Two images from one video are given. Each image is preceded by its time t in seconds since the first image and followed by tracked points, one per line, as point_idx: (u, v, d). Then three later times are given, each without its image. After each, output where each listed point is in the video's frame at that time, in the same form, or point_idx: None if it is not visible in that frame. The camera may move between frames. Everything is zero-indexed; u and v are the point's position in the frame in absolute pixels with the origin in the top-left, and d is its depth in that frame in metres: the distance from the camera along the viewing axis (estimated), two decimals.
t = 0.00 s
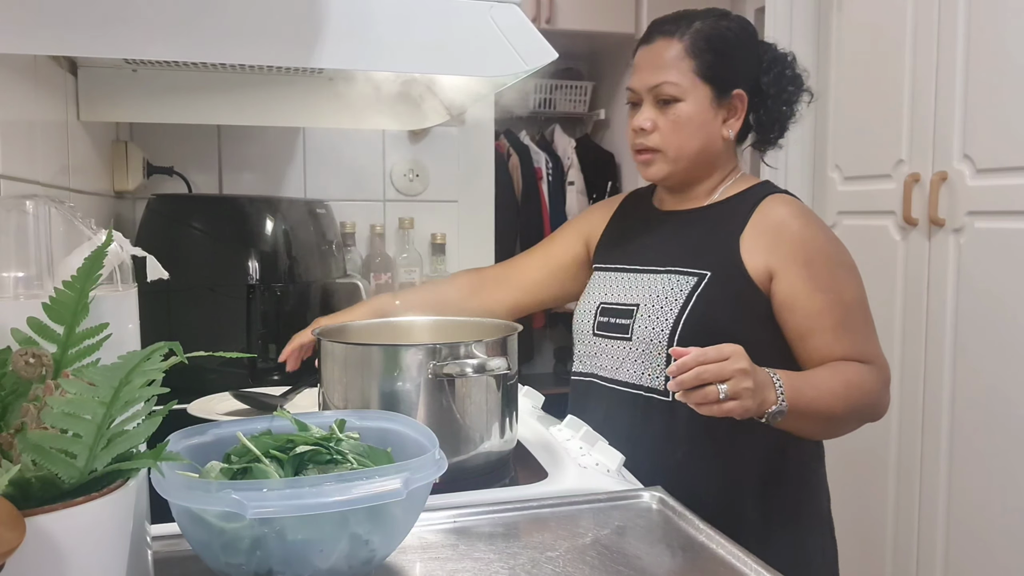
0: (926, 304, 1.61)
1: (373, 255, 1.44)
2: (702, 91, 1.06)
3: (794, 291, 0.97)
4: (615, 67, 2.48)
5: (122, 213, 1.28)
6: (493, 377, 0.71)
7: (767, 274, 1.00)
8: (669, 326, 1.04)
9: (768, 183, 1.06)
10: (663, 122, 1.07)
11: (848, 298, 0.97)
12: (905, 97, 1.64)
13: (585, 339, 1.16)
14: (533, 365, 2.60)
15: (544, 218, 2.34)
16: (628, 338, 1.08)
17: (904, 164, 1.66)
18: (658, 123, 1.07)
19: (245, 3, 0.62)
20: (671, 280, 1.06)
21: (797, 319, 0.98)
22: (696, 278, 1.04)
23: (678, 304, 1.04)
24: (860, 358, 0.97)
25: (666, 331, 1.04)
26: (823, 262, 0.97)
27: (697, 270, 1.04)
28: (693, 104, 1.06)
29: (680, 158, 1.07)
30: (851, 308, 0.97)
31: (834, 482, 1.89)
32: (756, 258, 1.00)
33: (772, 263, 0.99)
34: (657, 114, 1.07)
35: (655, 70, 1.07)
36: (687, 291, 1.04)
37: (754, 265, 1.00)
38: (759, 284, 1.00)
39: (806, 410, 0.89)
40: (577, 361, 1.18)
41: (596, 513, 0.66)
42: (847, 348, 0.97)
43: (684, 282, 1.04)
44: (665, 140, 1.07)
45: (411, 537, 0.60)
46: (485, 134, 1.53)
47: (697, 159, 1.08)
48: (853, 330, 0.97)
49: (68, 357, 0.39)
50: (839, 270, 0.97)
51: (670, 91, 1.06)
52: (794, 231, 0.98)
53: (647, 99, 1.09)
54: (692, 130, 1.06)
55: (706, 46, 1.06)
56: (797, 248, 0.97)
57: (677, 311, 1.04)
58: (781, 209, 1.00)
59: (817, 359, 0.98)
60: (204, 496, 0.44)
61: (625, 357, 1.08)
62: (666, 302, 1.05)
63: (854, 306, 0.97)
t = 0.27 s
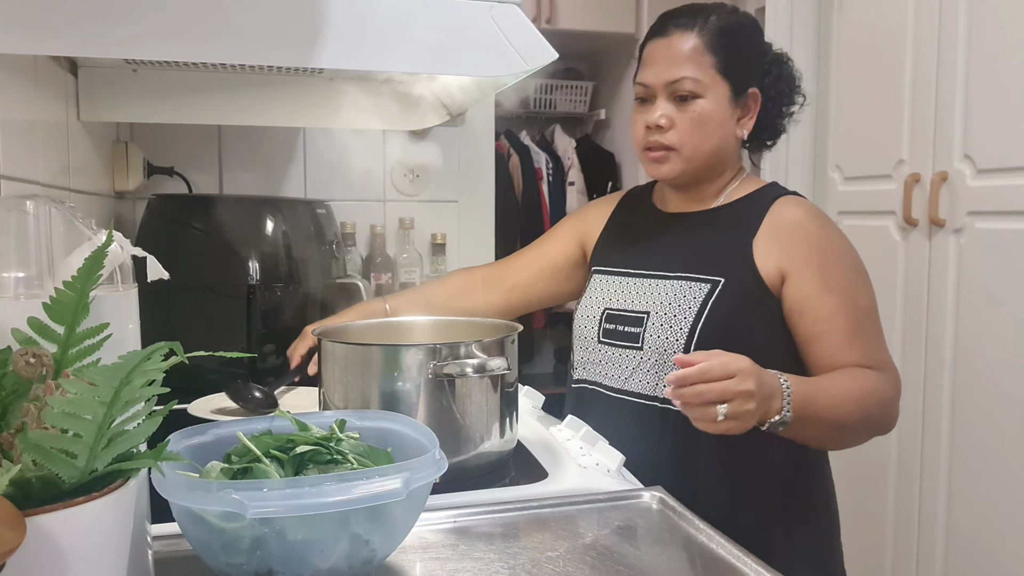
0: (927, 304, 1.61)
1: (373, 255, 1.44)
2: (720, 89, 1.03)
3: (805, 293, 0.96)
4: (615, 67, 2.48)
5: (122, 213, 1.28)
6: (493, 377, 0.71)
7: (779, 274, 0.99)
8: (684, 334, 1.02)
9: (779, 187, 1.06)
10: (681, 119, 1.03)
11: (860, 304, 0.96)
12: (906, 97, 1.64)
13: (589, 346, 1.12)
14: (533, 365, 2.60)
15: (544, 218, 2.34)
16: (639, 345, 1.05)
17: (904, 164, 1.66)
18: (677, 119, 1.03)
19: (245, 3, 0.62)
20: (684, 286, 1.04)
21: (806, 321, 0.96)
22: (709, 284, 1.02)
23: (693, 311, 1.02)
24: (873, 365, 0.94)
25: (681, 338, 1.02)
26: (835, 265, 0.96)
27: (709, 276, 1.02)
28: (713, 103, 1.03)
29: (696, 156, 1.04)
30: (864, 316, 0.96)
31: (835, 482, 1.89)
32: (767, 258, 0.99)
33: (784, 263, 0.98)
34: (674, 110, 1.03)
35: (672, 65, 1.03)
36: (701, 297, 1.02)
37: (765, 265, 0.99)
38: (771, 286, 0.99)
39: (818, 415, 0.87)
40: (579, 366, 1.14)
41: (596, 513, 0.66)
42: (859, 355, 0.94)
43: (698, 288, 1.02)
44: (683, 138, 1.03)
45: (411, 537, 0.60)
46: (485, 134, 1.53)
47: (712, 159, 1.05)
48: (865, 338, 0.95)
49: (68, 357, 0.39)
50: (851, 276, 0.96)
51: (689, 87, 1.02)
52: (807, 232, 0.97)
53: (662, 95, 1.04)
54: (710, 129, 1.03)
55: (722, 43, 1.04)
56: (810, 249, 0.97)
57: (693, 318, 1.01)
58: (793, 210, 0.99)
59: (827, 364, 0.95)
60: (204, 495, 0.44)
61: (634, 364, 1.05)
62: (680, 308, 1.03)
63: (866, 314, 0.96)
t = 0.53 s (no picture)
0: (927, 304, 1.61)
1: (373, 255, 1.44)
2: (744, 82, 0.93)
3: (791, 285, 0.81)
4: (615, 67, 2.48)
5: (122, 213, 1.28)
6: (493, 377, 0.71)
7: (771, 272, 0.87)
8: (682, 349, 0.93)
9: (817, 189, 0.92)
10: (700, 117, 0.93)
11: (850, 322, 0.78)
12: (906, 97, 1.64)
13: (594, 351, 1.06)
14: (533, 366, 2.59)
15: (544, 218, 2.34)
16: (639, 358, 0.98)
17: (904, 164, 1.66)
18: (694, 117, 0.94)
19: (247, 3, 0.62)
20: (687, 297, 0.94)
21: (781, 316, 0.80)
22: (711, 296, 0.92)
23: (691, 325, 0.93)
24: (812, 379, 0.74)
25: (678, 352, 0.94)
26: (842, 273, 0.81)
27: (711, 287, 0.92)
28: (734, 96, 0.93)
29: (718, 157, 0.95)
30: (845, 334, 0.78)
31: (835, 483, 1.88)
32: (765, 252, 0.88)
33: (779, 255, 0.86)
34: (693, 108, 0.94)
35: (689, 59, 0.94)
36: (701, 310, 0.92)
37: (761, 257, 0.89)
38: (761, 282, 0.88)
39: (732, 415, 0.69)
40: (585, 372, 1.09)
41: (596, 514, 0.66)
42: (825, 376, 0.75)
43: (698, 300, 0.93)
44: (703, 137, 0.94)
45: (411, 537, 0.60)
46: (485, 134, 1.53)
47: (735, 157, 0.95)
48: (838, 357, 0.76)
49: (69, 357, 0.39)
50: (851, 287, 0.80)
51: (708, 82, 0.93)
52: (815, 228, 0.84)
53: (679, 92, 0.95)
54: (732, 125, 0.93)
55: (745, 31, 0.93)
56: (810, 243, 0.83)
57: (691, 332, 0.92)
58: (812, 207, 0.87)
59: (787, 363, 0.75)
60: (205, 495, 0.44)
61: (633, 376, 0.99)
62: (678, 321, 0.94)
63: (848, 334, 0.78)
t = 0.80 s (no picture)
0: (927, 304, 1.61)
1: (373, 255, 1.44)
2: (774, 72, 0.80)
3: (783, 291, 0.70)
4: (615, 67, 2.48)
5: (122, 213, 1.28)
6: (494, 377, 0.71)
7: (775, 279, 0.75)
8: (677, 360, 0.84)
9: (851, 187, 0.80)
10: (724, 112, 0.81)
11: (840, 348, 0.66)
12: (906, 97, 1.64)
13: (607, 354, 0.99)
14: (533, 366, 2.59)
15: (544, 218, 2.34)
16: (640, 365, 0.91)
17: (904, 164, 1.66)
18: (716, 112, 0.82)
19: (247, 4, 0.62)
20: (691, 304, 0.85)
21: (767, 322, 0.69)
22: (711, 303, 0.83)
23: (689, 334, 0.84)
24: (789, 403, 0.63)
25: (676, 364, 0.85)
26: (850, 293, 0.67)
27: (712, 294, 0.83)
28: (762, 88, 0.80)
29: (745, 156, 0.83)
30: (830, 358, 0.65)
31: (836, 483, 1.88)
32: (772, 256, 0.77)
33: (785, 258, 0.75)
34: (716, 102, 0.82)
35: (710, 47, 0.82)
36: (700, 318, 0.83)
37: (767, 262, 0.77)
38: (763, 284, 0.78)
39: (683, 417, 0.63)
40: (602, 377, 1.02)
41: (596, 513, 0.66)
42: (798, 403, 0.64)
43: (700, 308, 0.84)
44: (727, 134, 0.82)
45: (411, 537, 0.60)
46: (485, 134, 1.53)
47: (763, 156, 0.83)
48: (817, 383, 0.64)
49: (68, 357, 0.39)
50: (854, 309, 0.67)
51: (732, 73, 0.80)
52: (826, 227, 0.72)
53: (700, 84, 0.83)
54: (760, 121, 0.81)
55: (775, 13, 0.80)
56: (816, 249, 0.71)
57: (687, 344, 0.84)
58: (833, 205, 0.74)
59: (755, 376, 0.64)
60: (209, 487, 0.45)
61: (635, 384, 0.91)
62: (680, 329, 0.85)
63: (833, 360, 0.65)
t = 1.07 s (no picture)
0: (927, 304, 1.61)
1: (373, 255, 1.44)
2: (818, 67, 0.79)
3: (868, 329, 0.68)
4: (615, 67, 2.48)
5: (122, 213, 1.28)
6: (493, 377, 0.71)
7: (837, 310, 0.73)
8: (709, 369, 0.83)
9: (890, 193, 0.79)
10: (766, 107, 0.80)
11: (942, 365, 0.66)
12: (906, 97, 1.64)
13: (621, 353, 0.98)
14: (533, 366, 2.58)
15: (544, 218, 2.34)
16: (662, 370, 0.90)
17: (904, 164, 1.66)
18: (757, 105, 0.80)
19: (246, 4, 0.62)
20: (726, 313, 0.83)
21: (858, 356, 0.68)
22: (750, 315, 0.80)
23: (722, 345, 0.82)
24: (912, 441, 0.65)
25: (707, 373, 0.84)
26: (933, 312, 0.67)
27: (751, 306, 0.81)
28: (807, 83, 0.79)
29: (786, 155, 0.81)
30: (939, 376, 0.66)
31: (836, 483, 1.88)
32: (824, 286, 0.74)
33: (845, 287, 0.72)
34: (757, 98, 0.80)
35: (753, 39, 0.80)
36: (735, 330, 0.81)
37: (821, 294, 0.74)
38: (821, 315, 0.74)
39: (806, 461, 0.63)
40: (611, 376, 1.02)
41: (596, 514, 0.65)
42: (922, 427, 0.65)
43: (737, 318, 0.81)
44: (768, 131, 0.80)
45: (411, 537, 0.60)
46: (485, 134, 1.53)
47: (802, 158, 0.82)
48: (931, 403, 0.65)
49: (68, 357, 0.39)
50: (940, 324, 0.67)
51: (778, 65, 0.79)
52: (883, 248, 0.70)
53: (740, 78, 0.82)
54: (803, 118, 0.80)
55: (818, 7, 0.79)
56: (885, 274, 0.69)
57: (721, 357, 0.82)
58: (879, 221, 0.73)
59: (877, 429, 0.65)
60: (404, 447, 0.43)
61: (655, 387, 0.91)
62: (712, 339, 0.83)
63: (942, 378, 0.66)
